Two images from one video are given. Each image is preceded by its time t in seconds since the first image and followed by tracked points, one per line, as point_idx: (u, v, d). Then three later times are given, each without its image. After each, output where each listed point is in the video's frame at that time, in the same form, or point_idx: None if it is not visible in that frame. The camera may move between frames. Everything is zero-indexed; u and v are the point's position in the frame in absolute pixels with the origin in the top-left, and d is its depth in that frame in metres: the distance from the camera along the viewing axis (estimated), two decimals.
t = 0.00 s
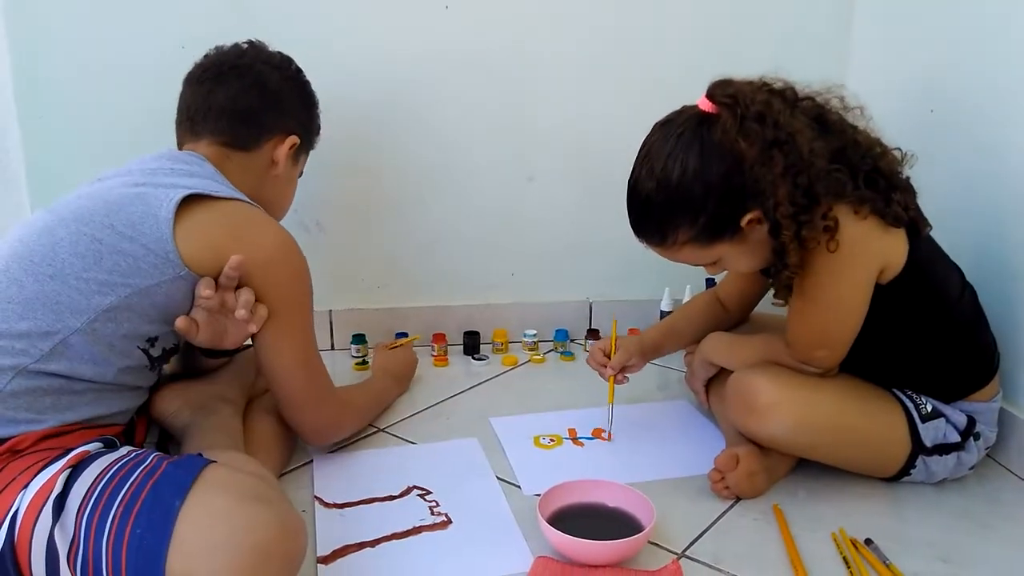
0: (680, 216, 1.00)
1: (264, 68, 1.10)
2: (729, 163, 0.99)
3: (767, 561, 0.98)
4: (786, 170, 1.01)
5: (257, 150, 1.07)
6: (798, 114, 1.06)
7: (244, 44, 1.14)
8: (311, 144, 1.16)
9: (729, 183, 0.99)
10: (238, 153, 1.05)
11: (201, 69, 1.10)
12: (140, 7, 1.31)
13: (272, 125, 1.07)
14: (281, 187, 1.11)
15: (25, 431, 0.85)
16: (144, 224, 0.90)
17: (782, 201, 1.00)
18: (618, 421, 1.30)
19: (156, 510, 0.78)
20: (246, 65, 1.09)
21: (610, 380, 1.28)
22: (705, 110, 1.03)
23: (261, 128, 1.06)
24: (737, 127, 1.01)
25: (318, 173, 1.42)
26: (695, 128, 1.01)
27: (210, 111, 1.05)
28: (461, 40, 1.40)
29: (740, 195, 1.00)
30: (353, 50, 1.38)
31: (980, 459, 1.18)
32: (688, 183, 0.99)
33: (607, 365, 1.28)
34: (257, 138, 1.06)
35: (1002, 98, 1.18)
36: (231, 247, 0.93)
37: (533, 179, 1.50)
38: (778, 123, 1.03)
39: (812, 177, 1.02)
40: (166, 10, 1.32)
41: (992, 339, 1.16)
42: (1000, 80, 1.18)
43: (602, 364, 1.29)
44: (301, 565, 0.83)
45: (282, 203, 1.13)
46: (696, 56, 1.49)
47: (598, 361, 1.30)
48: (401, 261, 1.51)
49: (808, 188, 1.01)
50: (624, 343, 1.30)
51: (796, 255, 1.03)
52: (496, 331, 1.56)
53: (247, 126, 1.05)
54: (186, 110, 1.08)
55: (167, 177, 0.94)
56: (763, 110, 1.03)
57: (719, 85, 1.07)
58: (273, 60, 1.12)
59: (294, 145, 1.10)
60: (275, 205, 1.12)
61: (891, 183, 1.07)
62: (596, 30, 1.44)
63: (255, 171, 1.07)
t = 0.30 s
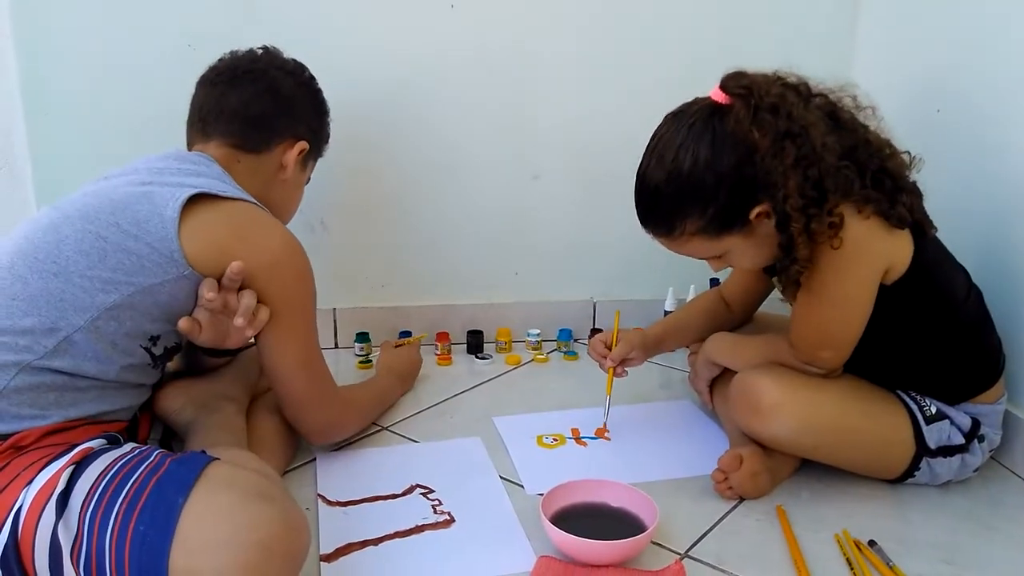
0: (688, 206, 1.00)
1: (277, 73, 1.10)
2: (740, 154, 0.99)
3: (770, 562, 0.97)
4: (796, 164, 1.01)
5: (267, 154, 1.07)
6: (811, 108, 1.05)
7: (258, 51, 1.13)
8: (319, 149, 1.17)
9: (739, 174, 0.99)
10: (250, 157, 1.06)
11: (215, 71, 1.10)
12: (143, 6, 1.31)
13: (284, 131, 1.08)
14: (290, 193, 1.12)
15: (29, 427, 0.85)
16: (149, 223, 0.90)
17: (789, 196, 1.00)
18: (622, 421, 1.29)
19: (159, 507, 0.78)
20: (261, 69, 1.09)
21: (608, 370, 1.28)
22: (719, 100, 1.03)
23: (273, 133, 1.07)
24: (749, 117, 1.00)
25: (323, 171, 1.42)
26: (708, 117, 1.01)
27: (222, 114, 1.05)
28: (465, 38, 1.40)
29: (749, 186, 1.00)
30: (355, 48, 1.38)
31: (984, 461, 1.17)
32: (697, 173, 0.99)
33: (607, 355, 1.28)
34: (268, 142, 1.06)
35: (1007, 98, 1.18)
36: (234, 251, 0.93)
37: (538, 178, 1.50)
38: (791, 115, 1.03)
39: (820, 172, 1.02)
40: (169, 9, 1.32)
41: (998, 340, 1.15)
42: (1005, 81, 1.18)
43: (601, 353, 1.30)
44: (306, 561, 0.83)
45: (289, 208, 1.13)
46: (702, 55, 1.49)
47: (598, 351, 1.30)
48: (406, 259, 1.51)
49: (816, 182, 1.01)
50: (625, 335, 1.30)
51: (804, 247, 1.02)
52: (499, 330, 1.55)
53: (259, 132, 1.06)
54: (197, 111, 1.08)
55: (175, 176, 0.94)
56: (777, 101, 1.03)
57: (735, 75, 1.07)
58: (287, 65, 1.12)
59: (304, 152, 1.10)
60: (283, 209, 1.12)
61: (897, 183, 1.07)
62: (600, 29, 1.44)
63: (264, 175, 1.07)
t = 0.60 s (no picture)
0: (692, 186, 1.00)
1: (279, 73, 1.10)
2: (749, 135, 0.99)
3: (768, 560, 0.97)
4: (804, 151, 1.01)
5: (266, 152, 1.06)
6: (824, 97, 1.05)
7: (261, 51, 1.13)
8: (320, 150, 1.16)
9: (746, 156, 0.99)
10: (248, 154, 1.05)
11: (216, 69, 1.10)
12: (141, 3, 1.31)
13: (285, 129, 1.08)
14: (287, 193, 1.11)
15: (26, 425, 0.85)
16: (147, 221, 0.90)
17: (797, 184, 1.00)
18: (622, 418, 1.29)
19: (158, 504, 0.78)
20: (264, 68, 1.09)
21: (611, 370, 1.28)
22: (732, 82, 1.03)
23: (273, 131, 1.07)
24: (760, 100, 1.00)
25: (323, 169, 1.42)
26: (719, 97, 1.01)
27: (224, 109, 1.05)
28: (465, 35, 1.40)
29: (756, 169, 0.99)
30: (353, 46, 1.37)
31: (984, 459, 1.17)
32: (704, 153, 0.99)
33: (609, 355, 1.28)
34: (268, 139, 1.06)
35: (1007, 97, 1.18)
36: (231, 250, 0.93)
37: (537, 177, 1.49)
38: (803, 100, 1.02)
39: (827, 163, 1.02)
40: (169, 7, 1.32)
41: (998, 339, 1.15)
42: (1007, 79, 1.18)
43: (603, 352, 1.29)
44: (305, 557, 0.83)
45: (285, 208, 1.13)
46: (702, 52, 1.48)
47: (600, 350, 1.29)
48: (405, 256, 1.51)
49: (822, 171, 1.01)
50: (627, 334, 1.30)
51: (809, 234, 1.02)
52: (499, 328, 1.55)
53: (260, 128, 1.05)
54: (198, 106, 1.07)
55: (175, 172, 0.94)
56: (791, 86, 1.02)
57: (751, 57, 1.06)
58: (291, 67, 1.12)
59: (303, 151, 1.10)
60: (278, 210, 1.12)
61: (902, 179, 1.07)
62: (600, 26, 1.44)
63: (261, 172, 1.07)
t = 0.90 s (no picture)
0: (691, 192, 1.00)
1: None
2: (746, 140, 0.99)
3: (766, 561, 0.98)
4: (801, 156, 1.01)
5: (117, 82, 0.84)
6: (819, 100, 1.05)
7: None
8: (238, 77, 0.87)
9: (744, 162, 0.99)
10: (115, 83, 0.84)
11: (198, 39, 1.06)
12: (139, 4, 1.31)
13: (141, 40, 0.83)
14: (164, 123, 0.85)
15: None
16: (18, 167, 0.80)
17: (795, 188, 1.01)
18: (620, 420, 1.29)
19: (137, 524, 0.76)
20: None
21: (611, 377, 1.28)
22: (728, 87, 1.03)
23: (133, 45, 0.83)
24: (755, 105, 1.00)
25: (322, 170, 1.42)
26: (714, 103, 1.01)
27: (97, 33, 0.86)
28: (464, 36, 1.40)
29: (753, 174, 0.99)
30: (353, 46, 1.37)
31: (981, 460, 1.18)
32: (702, 159, 0.99)
33: (607, 362, 1.28)
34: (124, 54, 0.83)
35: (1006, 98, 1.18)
36: (72, 210, 0.77)
37: (536, 177, 1.50)
38: (798, 105, 1.03)
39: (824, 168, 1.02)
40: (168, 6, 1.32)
41: (995, 341, 1.16)
42: (1004, 82, 1.18)
43: (601, 361, 1.30)
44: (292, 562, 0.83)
45: (183, 152, 0.86)
46: (702, 52, 1.49)
47: (598, 358, 1.30)
48: (404, 257, 1.51)
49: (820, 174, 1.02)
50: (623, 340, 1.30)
51: (809, 238, 1.02)
52: (497, 328, 1.55)
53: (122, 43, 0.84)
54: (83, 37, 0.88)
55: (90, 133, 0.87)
56: (785, 90, 1.03)
57: (745, 63, 1.07)
58: None
59: (167, 66, 0.83)
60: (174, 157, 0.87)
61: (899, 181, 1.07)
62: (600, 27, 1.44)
63: (118, 101, 0.84)
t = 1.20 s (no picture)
0: (697, 168, 1.00)
1: None
2: (755, 116, 1.00)
3: (767, 563, 0.98)
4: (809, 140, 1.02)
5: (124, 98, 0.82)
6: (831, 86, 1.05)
7: None
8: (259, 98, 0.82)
9: (751, 137, 1.00)
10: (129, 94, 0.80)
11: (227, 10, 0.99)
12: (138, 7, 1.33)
13: (149, 58, 0.79)
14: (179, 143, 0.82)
15: None
16: None
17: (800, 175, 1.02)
18: (623, 421, 1.29)
19: (136, 551, 0.75)
20: None
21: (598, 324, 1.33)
22: (741, 67, 1.03)
23: (140, 62, 0.79)
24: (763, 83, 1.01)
25: (322, 170, 1.42)
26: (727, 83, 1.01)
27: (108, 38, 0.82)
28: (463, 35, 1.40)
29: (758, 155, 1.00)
30: (353, 47, 1.38)
31: (982, 461, 1.17)
32: (710, 141, 1.00)
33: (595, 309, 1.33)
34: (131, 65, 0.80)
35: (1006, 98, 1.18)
36: (44, 259, 0.75)
37: (537, 178, 1.50)
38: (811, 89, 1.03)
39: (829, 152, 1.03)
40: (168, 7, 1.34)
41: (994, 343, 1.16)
42: (1005, 82, 1.18)
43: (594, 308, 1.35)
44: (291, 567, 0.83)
45: (195, 175, 0.84)
46: (703, 52, 1.48)
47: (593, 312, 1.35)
48: (405, 257, 1.51)
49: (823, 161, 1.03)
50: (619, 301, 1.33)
51: (812, 220, 1.02)
52: (499, 330, 1.55)
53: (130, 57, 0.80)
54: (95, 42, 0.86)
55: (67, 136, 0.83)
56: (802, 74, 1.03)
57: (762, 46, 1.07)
58: None
59: (175, 88, 0.79)
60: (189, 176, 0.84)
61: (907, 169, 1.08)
62: (599, 27, 1.44)
63: (128, 122, 0.82)
